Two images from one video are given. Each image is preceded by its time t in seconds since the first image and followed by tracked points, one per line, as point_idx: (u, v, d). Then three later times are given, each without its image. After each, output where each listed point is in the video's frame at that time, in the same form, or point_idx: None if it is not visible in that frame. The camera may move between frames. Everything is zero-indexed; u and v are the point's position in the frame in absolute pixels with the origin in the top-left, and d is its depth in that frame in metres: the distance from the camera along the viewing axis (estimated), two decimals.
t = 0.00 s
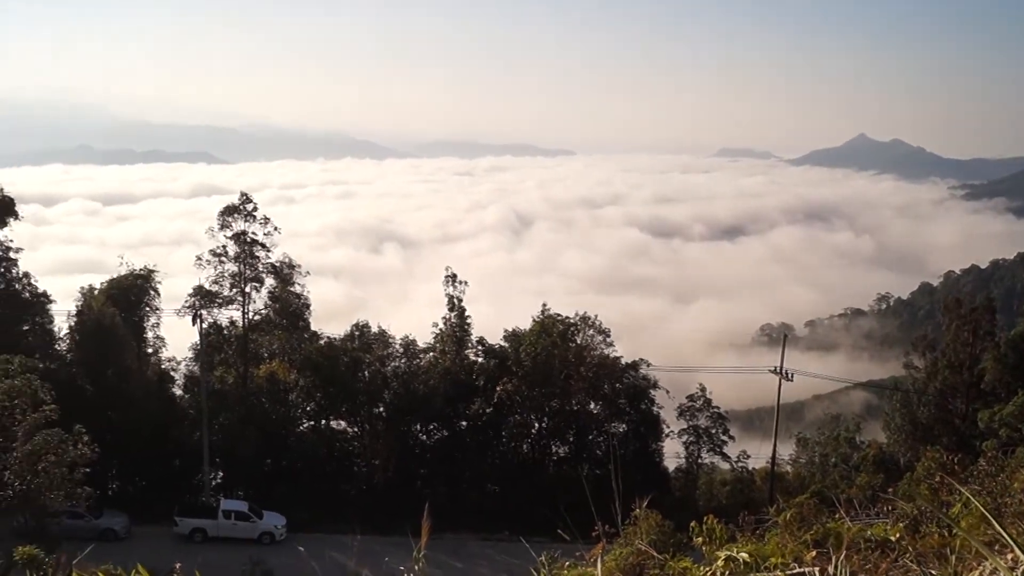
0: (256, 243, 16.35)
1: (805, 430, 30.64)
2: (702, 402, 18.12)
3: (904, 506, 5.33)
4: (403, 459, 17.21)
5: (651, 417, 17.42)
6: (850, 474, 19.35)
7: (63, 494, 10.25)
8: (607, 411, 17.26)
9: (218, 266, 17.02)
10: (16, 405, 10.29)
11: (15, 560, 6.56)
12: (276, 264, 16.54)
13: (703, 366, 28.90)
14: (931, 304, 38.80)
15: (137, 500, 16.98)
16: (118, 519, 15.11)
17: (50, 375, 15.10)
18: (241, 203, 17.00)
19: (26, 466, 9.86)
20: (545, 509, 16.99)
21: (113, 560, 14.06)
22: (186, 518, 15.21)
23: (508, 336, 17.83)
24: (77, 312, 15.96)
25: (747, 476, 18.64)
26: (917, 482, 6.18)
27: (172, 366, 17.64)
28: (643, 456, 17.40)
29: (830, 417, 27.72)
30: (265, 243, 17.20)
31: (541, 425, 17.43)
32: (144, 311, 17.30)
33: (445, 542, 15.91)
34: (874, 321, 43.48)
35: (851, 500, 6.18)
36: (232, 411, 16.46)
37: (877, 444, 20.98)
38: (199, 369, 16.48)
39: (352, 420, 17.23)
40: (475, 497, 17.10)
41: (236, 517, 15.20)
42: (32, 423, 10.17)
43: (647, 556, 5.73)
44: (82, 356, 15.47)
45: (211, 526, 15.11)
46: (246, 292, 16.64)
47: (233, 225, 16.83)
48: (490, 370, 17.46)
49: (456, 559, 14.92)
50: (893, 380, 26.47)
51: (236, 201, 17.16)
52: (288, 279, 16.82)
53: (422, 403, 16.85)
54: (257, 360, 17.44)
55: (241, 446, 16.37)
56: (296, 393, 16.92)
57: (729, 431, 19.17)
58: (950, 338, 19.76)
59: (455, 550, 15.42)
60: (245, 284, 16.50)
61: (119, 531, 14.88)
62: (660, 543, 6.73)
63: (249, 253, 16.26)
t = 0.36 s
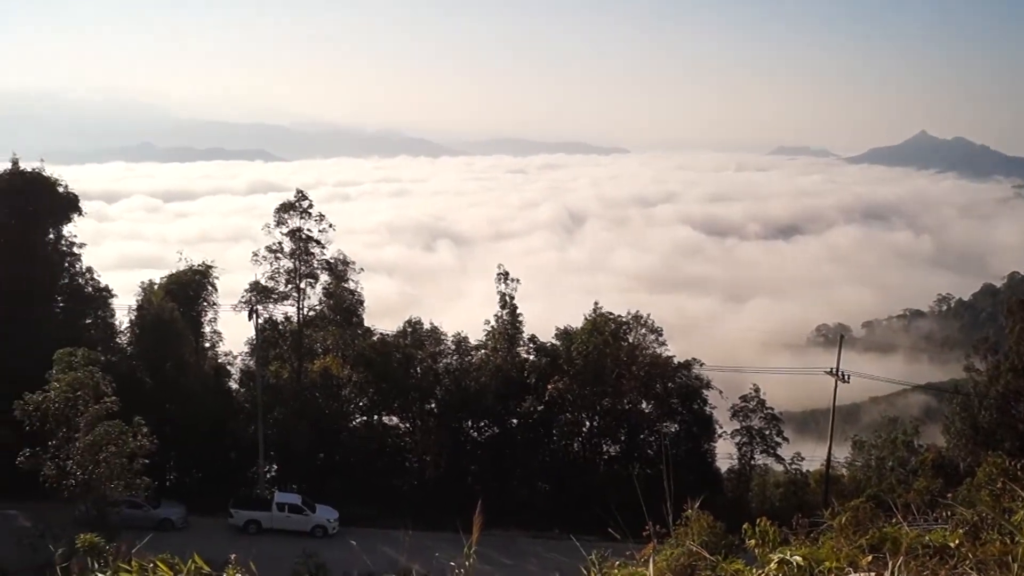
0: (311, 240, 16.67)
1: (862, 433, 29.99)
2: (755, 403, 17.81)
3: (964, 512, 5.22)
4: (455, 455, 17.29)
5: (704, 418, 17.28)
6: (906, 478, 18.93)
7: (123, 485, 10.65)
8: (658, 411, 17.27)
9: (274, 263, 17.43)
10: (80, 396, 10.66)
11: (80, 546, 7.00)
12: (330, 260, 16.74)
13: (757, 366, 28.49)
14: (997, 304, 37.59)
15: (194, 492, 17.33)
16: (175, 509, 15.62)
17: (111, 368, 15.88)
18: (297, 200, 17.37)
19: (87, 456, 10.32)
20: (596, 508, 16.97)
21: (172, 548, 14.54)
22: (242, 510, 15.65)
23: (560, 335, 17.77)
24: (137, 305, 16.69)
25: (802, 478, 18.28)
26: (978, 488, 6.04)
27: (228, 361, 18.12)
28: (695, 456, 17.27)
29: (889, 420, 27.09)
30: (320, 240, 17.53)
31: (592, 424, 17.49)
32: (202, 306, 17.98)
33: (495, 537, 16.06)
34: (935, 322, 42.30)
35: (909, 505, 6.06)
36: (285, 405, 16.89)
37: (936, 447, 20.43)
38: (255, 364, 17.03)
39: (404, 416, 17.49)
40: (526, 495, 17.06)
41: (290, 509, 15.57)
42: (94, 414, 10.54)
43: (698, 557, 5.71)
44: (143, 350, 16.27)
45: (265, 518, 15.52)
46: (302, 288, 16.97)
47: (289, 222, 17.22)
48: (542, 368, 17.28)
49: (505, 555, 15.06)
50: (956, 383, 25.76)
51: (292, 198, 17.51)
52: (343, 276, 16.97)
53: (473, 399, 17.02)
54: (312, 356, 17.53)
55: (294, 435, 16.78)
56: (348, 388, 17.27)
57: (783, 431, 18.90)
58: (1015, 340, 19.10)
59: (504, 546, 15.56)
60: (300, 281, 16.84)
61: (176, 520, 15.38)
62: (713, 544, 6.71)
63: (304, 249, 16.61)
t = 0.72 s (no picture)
0: (364, 234, 16.97)
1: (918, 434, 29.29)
2: (808, 402, 17.49)
3: (1022, 515, 5.12)
4: (504, 448, 17.54)
5: (756, 416, 17.11)
6: (963, 480, 18.45)
7: (179, 473, 11.03)
8: (709, 408, 17.12)
9: (327, 256, 17.79)
10: (136, 386, 11.11)
11: (137, 533, 7.15)
12: (382, 255, 17.05)
13: (809, 364, 28.00)
14: None
15: (246, 481, 17.79)
16: (229, 498, 16.04)
17: (168, 359, 16.48)
18: (350, 194, 17.70)
19: (144, 445, 10.75)
20: (645, 503, 17.12)
21: (226, 537, 14.96)
22: (294, 500, 16.02)
23: (610, 330, 17.78)
24: (193, 298, 17.20)
25: (854, 478, 17.61)
26: None
27: (281, 353, 18.47)
28: (746, 453, 17.12)
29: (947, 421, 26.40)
30: (373, 234, 17.80)
31: (642, 420, 17.39)
32: (256, 299, 18.38)
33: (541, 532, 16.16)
34: (997, 321, 41.05)
35: (966, 507, 5.96)
36: (337, 397, 17.27)
37: (995, 448, 19.80)
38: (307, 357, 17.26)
39: (455, 409, 17.77)
40: (574, 490, 17.14)
41: (340, 501, 15.90)
42: (151, 404, 10.98)
43: (748, 555, 5.72)
44: (198, 343, 16.78)
45: (317, 509, 15.88)
46: (354, 282, 17.25)
47: (342, 216, 17.55)
48: (593, 364, 17.29)
49: (552, 550, 15.14)
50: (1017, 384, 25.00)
51: (346, 192, 17.86)
52: (395, 270, 17.20)
53: (522, 394, 17.23)
54: (363, 349, 17.82)
55: (345, 428, 17.15)
56: (400, 381, 17.50)
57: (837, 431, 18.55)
58: None
59: (551, 541, 15.65)
60: (353, 275, 17.14)
61: (230, 510, 15.80)
62: (762, 543, 6.68)
63: (357, 243, 16.91)
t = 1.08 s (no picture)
0: (411, 226, 17.22)
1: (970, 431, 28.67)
2: (856, 397, 17.27)
3: None
4: (550, 441, 17.58)
5: (802, 411, 17.03)
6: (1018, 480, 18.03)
7: (227, 462, 11.40)
8: (755, 403, 17.11)
9: (374, 248, 18.06)
10: (187, 375, 11.53)
11: (187, 520, 7.23)
12: (428, 246, 17.22)
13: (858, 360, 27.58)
14: None
15: (293, 469, 18.25)
16: (276, 487, 16.45)
17: (218, 349, 16.89)
18: (398, 186, 17.94)
19: (194, 434, 11.13)
20: (691, 498, 17.04)
21: (274, 526, 15.36)
22: (340, 490, 16.34)
23: (656, 323, 17.72)
24: (242, 288, 17.65)
25: (903, 475, 17.14)
26: None
27: (328, 344, 18.81)
28: (792, 449, 16.99)
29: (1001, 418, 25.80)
30: (420, 226, 18.03)
31: (688, 415, 17.38)
32: (305, 290, 18.84)
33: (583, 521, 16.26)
34: None
35: (1017, 505, 5.91)
36: (385, 388, 17.73)
37: None
38: (354, 348, 17.58)
39: (501, 401, 17.88)
40: (620, 484, 17.10)
41: (386, 491, 16.25)
42: (201, 393, 11.37)
43: (795, 551, 5.73)
44: (247, 333, 17.29)
45: (362, 499, 16.21)
46: (401, 274, 17.54)
47: (389, 208, 17.80)
48: (638, 357, 17.33)
49: (592, 543, 15.26)
50: None
51: (393, 185, 18.11)
52: (441, 262, 17.41)
53: (567, 387, 17.31)
54: (409, 340, 18.08)
55: (391, 419, 17.46)
56: (445, 373, 17.73)
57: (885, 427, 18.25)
58: None
59: (591, 534, 15.74)
60: (399, 266, 17.39)
61: (277, 499, 16.21)
62: (808, 539, 6.69)
63: (404, 235, 17.16)
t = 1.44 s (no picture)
0: (449, 220, 17.35)
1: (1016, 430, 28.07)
2: (896, 395, 16.94)
3: None
4: (586, 436, 17.53)
5: (842, 408, 16.88)
6: None
7: (266, 453, 11.65)
8: (793, 399, 16.95)
9: (413, 242, 18.26)
10: (227, 367, 11.82)
11: (227, 510, 7.35)
12: (466, 240, 17.32)
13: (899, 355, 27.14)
14: None
15: (331, 460, 18.62)
16: (314, 479, 16.74)
17: (258, 341, 17.22)
18: (437, 179, 18.08)
19: (234, 425, 11.40)
20: (729, 495, 16.86)
21: (311, 516, 15.66)
22: (377, 482, 16.58)
23: (693, 319, 17.64)
24: (281, 281, 17.92)
25: (943, 475, 16.88)
26: None
27: (366, 337, 19.07)
28: (831, 446, 16.82)
29: None
30: (458, 220, 18.16)
31: (725, 411, 17.27)
32: (344, 283, 19.16)
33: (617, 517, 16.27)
34: None
35: None
36: (421, 381, 17.77)
37: None
38: (392, 341, 17.74)
39: (537, 395, 17.96)
40: (656, 479, 17.17)
41: (422, 484, 16.43)
42: (241, 385, 11.65)
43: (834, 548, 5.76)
44: (286, 325, 17.58)
45: (399, 492, 16.42)
46: (439, 268, 17.69)
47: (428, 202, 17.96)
48: (675, 352, 17.24)
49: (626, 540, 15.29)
50: None
51: (432, 179, 18.28)
52: (479, 256, 17.42)
53: (603, 381, 17.35)
54: (447, 334, 18.26)
55: (428, 412, 17.67)
56: (482, 366, 17.91)
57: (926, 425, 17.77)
58: None
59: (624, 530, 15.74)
60: (437, 260, 17.57)
61: (314, 490, 16.49)
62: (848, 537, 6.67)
63: (441, 229, 17.29)
